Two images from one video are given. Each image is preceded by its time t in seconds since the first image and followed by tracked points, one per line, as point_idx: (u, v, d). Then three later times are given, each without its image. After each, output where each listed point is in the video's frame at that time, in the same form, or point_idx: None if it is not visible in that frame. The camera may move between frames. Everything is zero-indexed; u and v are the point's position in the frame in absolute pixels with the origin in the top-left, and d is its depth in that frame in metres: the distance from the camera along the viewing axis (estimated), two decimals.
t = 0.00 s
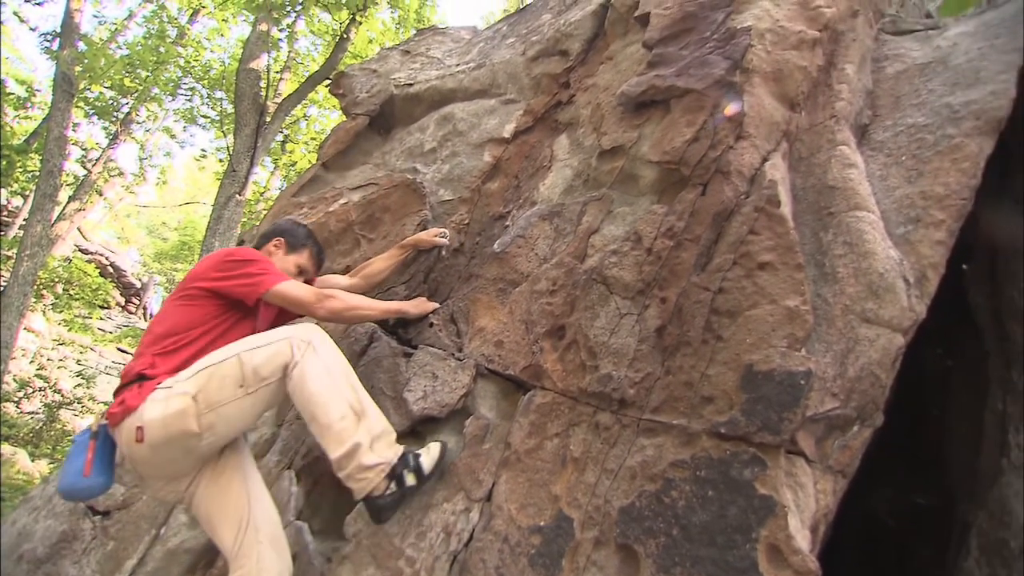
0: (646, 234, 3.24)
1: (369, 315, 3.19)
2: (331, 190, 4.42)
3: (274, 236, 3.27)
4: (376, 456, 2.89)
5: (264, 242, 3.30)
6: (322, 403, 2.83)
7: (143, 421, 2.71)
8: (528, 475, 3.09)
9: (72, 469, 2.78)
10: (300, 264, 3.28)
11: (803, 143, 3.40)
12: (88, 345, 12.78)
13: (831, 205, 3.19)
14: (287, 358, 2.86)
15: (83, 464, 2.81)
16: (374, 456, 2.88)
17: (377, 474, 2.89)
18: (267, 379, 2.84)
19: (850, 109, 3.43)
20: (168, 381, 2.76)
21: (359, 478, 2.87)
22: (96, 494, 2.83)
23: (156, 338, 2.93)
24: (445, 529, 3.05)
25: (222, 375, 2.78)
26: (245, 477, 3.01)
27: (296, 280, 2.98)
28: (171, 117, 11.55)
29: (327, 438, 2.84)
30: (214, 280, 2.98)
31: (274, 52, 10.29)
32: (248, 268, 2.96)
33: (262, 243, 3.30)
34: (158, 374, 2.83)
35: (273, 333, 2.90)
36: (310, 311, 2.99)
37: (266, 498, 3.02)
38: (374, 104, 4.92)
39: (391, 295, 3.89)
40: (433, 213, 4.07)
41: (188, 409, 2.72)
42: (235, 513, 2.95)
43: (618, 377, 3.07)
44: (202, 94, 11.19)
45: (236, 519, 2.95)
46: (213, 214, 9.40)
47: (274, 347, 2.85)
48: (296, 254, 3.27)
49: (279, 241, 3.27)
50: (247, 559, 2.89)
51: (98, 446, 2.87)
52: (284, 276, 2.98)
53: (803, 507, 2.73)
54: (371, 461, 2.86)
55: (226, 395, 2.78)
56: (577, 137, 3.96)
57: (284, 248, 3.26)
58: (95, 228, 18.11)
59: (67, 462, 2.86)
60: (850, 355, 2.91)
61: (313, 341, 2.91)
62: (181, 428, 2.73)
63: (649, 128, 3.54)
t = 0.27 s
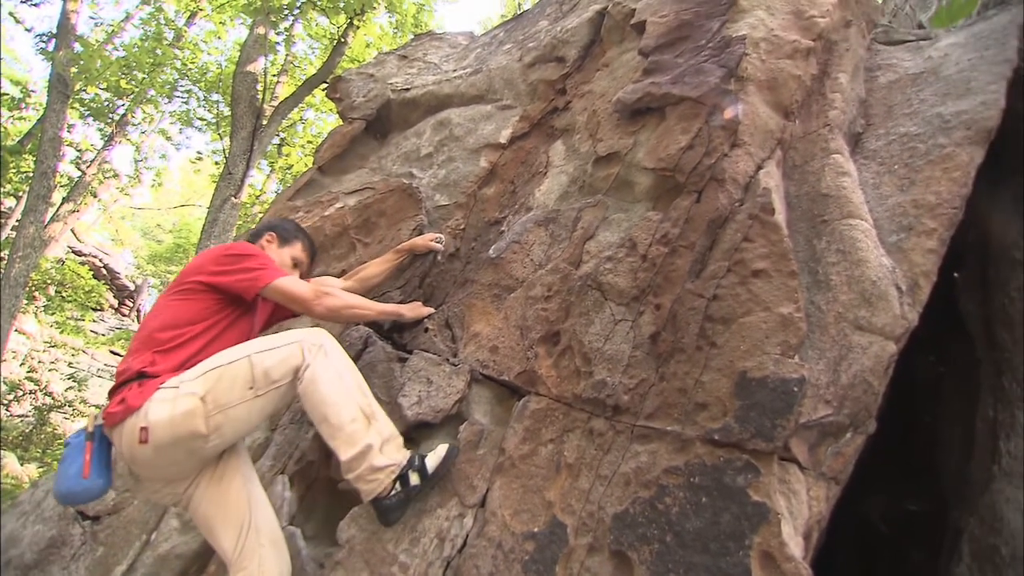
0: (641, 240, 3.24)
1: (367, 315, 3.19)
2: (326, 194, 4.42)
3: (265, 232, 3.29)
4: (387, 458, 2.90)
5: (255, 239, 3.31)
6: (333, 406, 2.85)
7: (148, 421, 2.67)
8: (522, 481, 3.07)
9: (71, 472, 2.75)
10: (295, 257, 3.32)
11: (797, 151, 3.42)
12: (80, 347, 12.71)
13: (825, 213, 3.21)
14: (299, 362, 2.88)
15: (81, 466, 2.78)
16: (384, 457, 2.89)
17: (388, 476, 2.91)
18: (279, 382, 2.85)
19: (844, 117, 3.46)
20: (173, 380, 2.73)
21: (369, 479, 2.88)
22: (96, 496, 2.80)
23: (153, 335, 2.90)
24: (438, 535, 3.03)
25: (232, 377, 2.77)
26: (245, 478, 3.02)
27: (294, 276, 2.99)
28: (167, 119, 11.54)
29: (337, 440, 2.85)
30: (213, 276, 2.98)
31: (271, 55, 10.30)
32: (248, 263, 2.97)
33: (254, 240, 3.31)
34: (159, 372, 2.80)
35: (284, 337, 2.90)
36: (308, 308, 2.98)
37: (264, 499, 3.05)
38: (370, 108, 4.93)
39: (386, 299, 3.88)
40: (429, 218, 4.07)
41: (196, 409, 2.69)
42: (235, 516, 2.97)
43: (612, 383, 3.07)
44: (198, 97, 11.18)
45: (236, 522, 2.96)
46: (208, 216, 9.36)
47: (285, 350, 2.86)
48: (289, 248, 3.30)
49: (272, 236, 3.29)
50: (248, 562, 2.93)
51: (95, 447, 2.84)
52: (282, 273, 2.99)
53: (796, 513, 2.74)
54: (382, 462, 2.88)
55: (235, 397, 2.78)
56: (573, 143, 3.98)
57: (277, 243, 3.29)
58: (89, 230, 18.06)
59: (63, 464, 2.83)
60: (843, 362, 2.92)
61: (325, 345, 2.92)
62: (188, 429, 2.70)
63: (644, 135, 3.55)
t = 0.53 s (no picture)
0: (639, 243, 3.25)
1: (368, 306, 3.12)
2: (325, 195, 4.43)
3: (243, 197, 3.20)
4: (394, 451, 2.90)
5: (234, 208, 3.23)
6: (359, 392, 2.87)
7: (186, 410, 2.62)
8: (519, 483, 3.06)
9: (98, 460, 2.66)
10: (281, 204, 3.30)
11: (793, 154, 3.44)
12: (77, 348, 12.69)
13: (822, 217, 3.22)
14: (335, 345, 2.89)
15: (108, 455, 2.69)
16: (390, 452, 2.88)
17: (389, 471, 2.89)
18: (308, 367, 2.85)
19: (840, 121, 3.48)
20: (206, 369, 2.69)
21: (372, 470, 2.86)
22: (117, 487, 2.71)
23: (173, 325, 2.80)
24: (435, 538, 3.02)
25: (269, 360, 2.75)
26: (266, 472, 2.99)
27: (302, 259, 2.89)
28: (165, 119, 11.53)
29: (348, 426, 2.85)
30: (224, 257, 2.87)
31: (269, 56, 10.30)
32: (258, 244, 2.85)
33: (232, 209, 3.23)
34: (190, 363, 2.74)
35: (319, 319, 2.92)
36: (315, 293, 2.92)
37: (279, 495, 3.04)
38: (369, 110, 4.92)
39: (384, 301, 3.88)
40: (426, 220, 4.06)
41: (234, 395, 2.66)
42: (259, 508, 2.93)
43: (609, 386, 3.07)
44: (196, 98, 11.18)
45: (259, 514, 2.92)
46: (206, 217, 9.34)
47: (316, 334, 2.86)
48: (270, 200, 3.26)
49: (249, 201, 3.21)
50: (265, 555, 2.90)
51: (123, 437, 2.76)
52: (291, 254, 2.89)
53: (793, 516, 2.74)
54: (387, 456, 2.86)
55: (271, 381, 2.76)
56: (571, 146, 3.98)
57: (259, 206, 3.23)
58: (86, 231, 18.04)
59: (86, 451, 2.72)
60: (839, 365, 2.92)
61: (356, 332, 2.96)
62: (228, 416, 2.66)
63: (642, 138, 3.56)
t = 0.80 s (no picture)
0: (637, 247, 3.25)
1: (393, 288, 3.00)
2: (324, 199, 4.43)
3: (279, 152, 3.12)
4: (405, 443, 2.85)
5: (269, 160, 3.14)
6: (409, 375, 2.82)
7: (260, 369, 2.60)
8: (517, 487, 3.06)
9: (173, 406, 2.77)
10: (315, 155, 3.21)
11: (791, 159, 3.45)
12: (75, 350, 12.68)
13: (820, 221, 3.23)
14: (407, 323, 2.84)
15: (183, 400, 2.79)
16: (402, 442, 2.83)
17: (395, 460, 2.84)
18: (378, 338, 2.81)
19: (838, 126, 3.49)
20: (281, 329, 2.68)
21: (379, 454, 2.82)
22: (192, 431, 2.82)
23: (240, 287, 2.75)
24: (433, 542, 3.01)
25: (342, 326, 2.73)
26: (314, 441, 2.92)
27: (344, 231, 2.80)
28: (165, 122, 11.54)
29: (376, 403, 2.82)
30: (278, 212, 2.78)
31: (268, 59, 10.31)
32: (308, 200, 2.76)
33: (269, 161, 3.14)
34: (266, 321, 2.72)
35: (395, 293, 2.88)
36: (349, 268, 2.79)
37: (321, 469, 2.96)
38: (368, 113, 4.93)
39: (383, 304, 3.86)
40: (426, 223, 4.02)
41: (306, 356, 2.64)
42: (302, 473, 2.84)
43: (608, 391, 3.07)
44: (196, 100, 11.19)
45: (301, 478, 2.83)
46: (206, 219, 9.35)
47: (391, 307, 2.82)
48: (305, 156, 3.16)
49: (286, 154, 3.13)
50: (296, 521, 2.77)
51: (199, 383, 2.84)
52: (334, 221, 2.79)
53: (791, 521, 2.75)
54: (396, 444, 2.82)
55: (341, 347, 2.73)
56: (570, 150, 3.98)
57: (297, 159, 3.15)
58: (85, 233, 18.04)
59: (165, 395, 2.84)
60: (838, 370, 2.93)
61: (425, 318, 2.91)
62: (300, 376, 2.64)
63: (641, 143, 3.56)
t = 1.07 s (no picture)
0: (635, 255, 3.26)
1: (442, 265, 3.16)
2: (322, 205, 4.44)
3: (356, 147, 3.27)
4: (413, 441, 2.95)
5: (346, 153, 3.31)
6: (440, 378, 2.92)
7: (309, 349, 2.77)
8: (514, 495, 3.05)
9: (243, 373, 2.82)
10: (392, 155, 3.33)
11: (788, 167, 3.46)
12: (70, 355, 12.66)
13: (816, 230, 3.23)
14: (452, 330, 2.94)
15: (251, 369, 2.85)
16: (410, 439, 2.92)
17: (399, 453, 2.92)
18: (422, 339, 2.94)
19: (834, 135, 3.50)
20: (337, 315, 2.85)
21: (386, 444, 2.92)
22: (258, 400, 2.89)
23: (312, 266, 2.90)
24: (429, 550, 3.01)
25: (389, 322, 2.89)
26: (344, 427, 3.05)
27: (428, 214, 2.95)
28: (163, 127, 11.56)
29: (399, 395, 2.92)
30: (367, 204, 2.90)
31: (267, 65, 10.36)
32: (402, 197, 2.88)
33: (345, 156, 3.30)
34: (325, 304, 2.88)
35: (446, 298, 3.00)
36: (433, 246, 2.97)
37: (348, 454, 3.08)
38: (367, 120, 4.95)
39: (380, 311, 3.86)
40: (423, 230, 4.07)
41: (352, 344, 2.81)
42: (328, 456, 2.96)
43: (605, 398, 3.07)
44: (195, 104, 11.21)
45: (326, 461, 2.95)
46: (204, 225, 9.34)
47: (442, 312, 2.95)
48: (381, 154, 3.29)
49: (362, 151, 3.28)
50: (320, 503, 2.90)
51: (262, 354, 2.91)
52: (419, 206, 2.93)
53: (788, 529, 2.74)
54: (405, 440, 2.91)
55: (387, 342, 2.89)
56: (568, 158, 3.97)
57: (372, 155, 3.28)
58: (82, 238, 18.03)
59: (230, 365, 2.88)
60: (834, 378, 2.93)
61: (471, 329, 2.99)
62: (343, 362, 2.81)
63: (638, 151, 3.57)
